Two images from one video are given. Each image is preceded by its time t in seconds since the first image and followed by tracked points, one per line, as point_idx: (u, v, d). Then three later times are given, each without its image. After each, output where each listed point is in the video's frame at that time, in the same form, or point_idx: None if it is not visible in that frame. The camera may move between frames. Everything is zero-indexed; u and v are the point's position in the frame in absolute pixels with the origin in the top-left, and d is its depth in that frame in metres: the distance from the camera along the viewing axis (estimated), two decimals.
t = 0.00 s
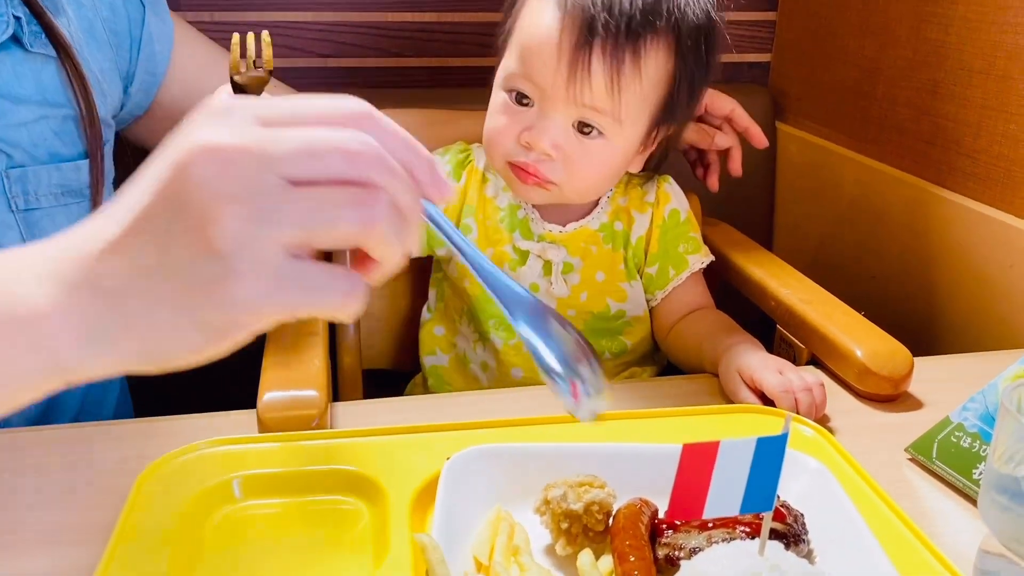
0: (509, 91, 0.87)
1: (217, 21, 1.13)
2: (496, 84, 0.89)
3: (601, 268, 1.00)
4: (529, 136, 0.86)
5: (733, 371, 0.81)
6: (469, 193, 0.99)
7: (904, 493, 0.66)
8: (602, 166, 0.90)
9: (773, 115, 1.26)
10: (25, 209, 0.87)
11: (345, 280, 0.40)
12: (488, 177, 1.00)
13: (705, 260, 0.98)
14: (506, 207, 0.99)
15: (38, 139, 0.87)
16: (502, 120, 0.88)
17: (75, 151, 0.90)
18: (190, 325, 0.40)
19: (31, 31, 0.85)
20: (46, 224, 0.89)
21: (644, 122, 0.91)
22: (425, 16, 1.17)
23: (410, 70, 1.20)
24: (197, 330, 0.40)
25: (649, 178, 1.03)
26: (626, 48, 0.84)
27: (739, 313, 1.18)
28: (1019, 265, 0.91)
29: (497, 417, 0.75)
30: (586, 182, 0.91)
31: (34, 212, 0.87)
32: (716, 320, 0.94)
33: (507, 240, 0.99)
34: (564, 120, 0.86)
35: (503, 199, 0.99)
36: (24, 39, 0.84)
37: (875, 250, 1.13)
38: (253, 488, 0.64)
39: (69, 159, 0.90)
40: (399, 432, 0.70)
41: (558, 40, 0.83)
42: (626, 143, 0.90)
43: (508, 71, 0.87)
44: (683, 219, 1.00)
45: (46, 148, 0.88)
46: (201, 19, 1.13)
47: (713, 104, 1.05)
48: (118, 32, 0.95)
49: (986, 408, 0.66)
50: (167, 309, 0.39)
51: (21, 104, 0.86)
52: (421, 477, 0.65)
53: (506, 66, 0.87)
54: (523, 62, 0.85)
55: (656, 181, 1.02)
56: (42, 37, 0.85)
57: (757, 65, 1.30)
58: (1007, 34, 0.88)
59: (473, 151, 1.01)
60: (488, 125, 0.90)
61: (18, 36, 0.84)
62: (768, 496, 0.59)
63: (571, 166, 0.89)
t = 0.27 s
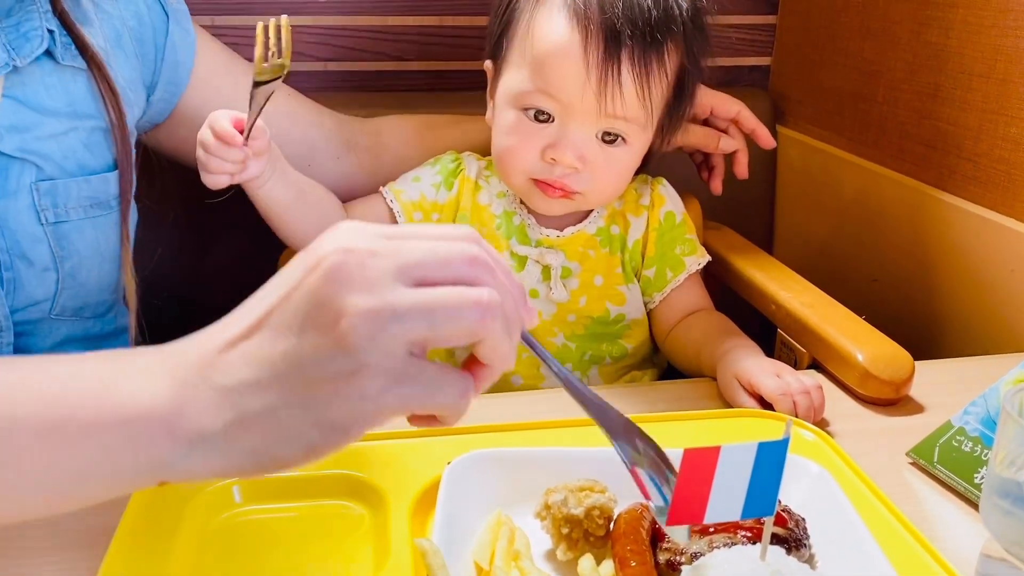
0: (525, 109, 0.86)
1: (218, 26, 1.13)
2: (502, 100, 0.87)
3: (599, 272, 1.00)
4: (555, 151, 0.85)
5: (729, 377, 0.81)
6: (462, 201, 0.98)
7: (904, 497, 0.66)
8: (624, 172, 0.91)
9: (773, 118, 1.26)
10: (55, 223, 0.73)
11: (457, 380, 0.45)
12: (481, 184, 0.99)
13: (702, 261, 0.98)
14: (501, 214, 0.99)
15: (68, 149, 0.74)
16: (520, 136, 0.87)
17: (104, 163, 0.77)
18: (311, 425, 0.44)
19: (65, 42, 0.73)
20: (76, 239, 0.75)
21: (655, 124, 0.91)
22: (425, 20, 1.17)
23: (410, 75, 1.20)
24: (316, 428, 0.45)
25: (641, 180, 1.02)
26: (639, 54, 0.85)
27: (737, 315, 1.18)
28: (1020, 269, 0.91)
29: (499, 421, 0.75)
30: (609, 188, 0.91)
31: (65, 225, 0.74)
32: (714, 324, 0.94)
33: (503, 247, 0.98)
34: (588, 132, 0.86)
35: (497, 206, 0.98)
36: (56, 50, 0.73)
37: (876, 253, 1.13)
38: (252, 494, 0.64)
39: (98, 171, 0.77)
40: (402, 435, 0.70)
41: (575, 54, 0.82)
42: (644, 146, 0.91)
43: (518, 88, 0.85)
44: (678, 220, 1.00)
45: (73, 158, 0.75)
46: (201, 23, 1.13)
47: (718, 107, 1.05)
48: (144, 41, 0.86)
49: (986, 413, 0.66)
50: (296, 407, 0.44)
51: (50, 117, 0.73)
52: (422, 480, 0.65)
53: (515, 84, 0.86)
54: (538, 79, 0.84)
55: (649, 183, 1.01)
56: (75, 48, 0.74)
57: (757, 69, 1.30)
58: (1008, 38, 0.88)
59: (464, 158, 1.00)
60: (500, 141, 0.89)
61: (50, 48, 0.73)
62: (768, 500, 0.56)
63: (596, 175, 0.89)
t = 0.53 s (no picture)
0: (515, 111, 0.86)
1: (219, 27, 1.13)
2: (492, 102, 0.87)
3: (594, 270, 0.99)
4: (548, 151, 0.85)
5: (723, 381, 0.81)
6: (451, 205, 0.98)
7: (906, 499, 0.66)
8: (617, 171, 0.91)
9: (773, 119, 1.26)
10: (66, 230, 0.72)
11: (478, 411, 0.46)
12: (469, 186, 0.98)
13: (696, 254, 0.99)
14: (492, 215, 0.98)
15: (80, 156, 0.74)
16: (512, 138, 0.87)
17: (115, 169, 0.78)
18: (332, 457, 0.45)
19: (78, 49, 0.73)
20: (87, 246, 0.74)
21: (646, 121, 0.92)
22: (424, 21, 1.17)
23: (410, 76, 1.20)
24: (338, 460, 0.45)
25: (631, 176, 1.02)
26: (628, 52, 0.85)
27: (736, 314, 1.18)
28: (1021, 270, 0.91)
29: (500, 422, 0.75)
30: (602, 186, 0.91)
31: (76, 232, 0.73)
32: (710, 322, 0.94)
33: (497, 247, 0.98)
34: (580, 130, 0.85)
35: (487, 207, 0.98)
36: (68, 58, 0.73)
37: (876, 254, 1.13)
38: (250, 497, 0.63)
39: (108, 178, 0.77)
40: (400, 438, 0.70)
41: (565, 54, 0.82)
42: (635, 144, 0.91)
43: (507, 90, 0.85)
44: (671, 213, 1.00)
45: (84, 165, 0.75)
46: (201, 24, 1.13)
47: (718, 105, 1.05)
48: (154, 47, 0.86)
49: (987, 414, 0.66)
50: (317, 440, 0.45)
51: (62, 124, 0.73)
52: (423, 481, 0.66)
53: (504, 86, 0.85)
54: (528, 81, 0.84)
55: (640, 179, 1.02)
56: (87, 55, 0.74)
57: (757, 70, 1.30)
58: (1009, 39, 0.88)
59: (450, 162, 0.99)
60: (492, 144, 0.88)
61: (64, 55, 0.73)
62: (767, 500, 0.56)
63: (589, 174, 0.89)
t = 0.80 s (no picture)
0: (501, 111, 0.86)
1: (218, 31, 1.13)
2: (478, 102, 0.87)
3: (584, 269, 0.99)
4: (535, 151, 0.85)
5: (716, 386, 0.81)
6: (438, 207, 0.98)
7: (904, 503, 0.66)
8: (605, 169, 0.91)
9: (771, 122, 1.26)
10: (62, 235, 0.72)
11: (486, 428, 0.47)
12: (456, 188, 0.98)
13: (687, 252, 0.98)
14: (480, 215, 0.98)
15: (75, 160, 0.74)
16: (498, 138, 0.87)
17: (110, 173, 0.78)
18: (343, 471, 0.45)
19: (72, 54, 0.74)
20: (82, 251, 0.74)
21: (632, 119, 0.92)
22: (423, 25, 1.17)
23: (409, 80, 1.20)
24: (348, 475, 0.45)
25: (620, 175, 1.02)
26: (612, 49, 0.85)
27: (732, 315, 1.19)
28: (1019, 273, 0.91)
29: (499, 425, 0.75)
30: (590, 184, 0.91)
31: (72, 237, 0.73)
32: (705, 322, 0.94)
33: (485, 247, 0.98)
34: (567, 129, 0.86)
35: (475, 207, 0.98)
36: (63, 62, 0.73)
37: (875, 257, 1.13)
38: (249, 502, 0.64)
39: (104, 182, 0.77)
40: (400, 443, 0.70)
41: (549, 53, 0.83)
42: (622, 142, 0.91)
43: (492, 90, 0.85)
44: (661, 213, 1.00)
45: (79, 170, 0.75)
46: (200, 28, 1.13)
47: (715, 109, 1.05)
48: (150, 51, 0.86)
49: (985, 417, 0.66)
50: (326, 455, 0.45)
51: (57, 129, 0.73)
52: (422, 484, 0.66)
53: (489, 86, 0.85)
54: (512, 80, 0.84)
55: (628, 177, 1.01)
56: (81, 59, 0.74)
57: (756, 73, 1.30)
58: (1006, 42, 0.88)
59: (437, 164, 0.99)
60: (479, 144, 0.89)
61: (58, 60, 0.73)
62: (763, 505, 0.56)
63: (577, 173, 0.89)
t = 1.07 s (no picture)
0: (508, 110, 0.86)
1: (218, 33, 1.13)
2: (485, 101, 0.87)
3: (586, 267, 0.99)
4: (543, 151, 0.85)
5: (717, 386, 0.81)
6: (439, 206, 0.98)
7: (905, 504, 0.66)
8: (611, 168, 0.91)
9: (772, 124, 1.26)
10: (60, 234, 0.72)
11: (523, 450, 0.46)
12: (457, 188, 0.98)
13: (688, 252, 0.99)
14: (481, 214, 0.98)
15: (73, 160, 0.74)
16: (506, 137, 0.87)
17: (108, 172, 0.78)
18: (376, 487, 0.45)
19: (69, 53, 0.74)
20: (82, 250, 0.74)
21: (639, 118, 0.92)
22: (424, 26, 1.17)
23: (410, 81, 1.20)
24: (381, 491, 0.45)
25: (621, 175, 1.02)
26: (619, 49, 0.85)
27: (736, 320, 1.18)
28: (1019, 275, 0.91)
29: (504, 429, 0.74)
30: (597, 184, 0.91)
31: (71, 236, 0.73)
32: (706, 323, 0.94)
33: (487, 246, 0.98)
34: (575, 129, 0.86)
35: (476, 206, 0.98)
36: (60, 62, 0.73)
37: (876, 258, 1.13)
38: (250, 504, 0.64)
39: (102, 181, 0.77)
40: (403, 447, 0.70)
41: (556, 53, 0.83)
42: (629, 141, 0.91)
43: (500, 90, 0.85)
44: (662, 213, 1.00)
45: (78, 169, 0.75)
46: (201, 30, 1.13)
47: (716, 114, 1.05)
48: (148, 51, 0.86)
49: (986, 419, 0.66)
50: (354, 472, 0.45)
51: (54, 128, 0.73)
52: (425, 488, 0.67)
53: (497, 85, 0.85)
54: (520, 80, 0.84)
55: (630, 177, 1.01)
56: (78, 59, 0.75)
57: (756, 75, 1.30)
58: (1007, 44, 0.88)
59: (437, 164, 0.99)
60: (486, 143, 0.88)
61: (55, 59, 0.73)
62: (767, 506, 0.56)
63: (584, 172, 0.89)
